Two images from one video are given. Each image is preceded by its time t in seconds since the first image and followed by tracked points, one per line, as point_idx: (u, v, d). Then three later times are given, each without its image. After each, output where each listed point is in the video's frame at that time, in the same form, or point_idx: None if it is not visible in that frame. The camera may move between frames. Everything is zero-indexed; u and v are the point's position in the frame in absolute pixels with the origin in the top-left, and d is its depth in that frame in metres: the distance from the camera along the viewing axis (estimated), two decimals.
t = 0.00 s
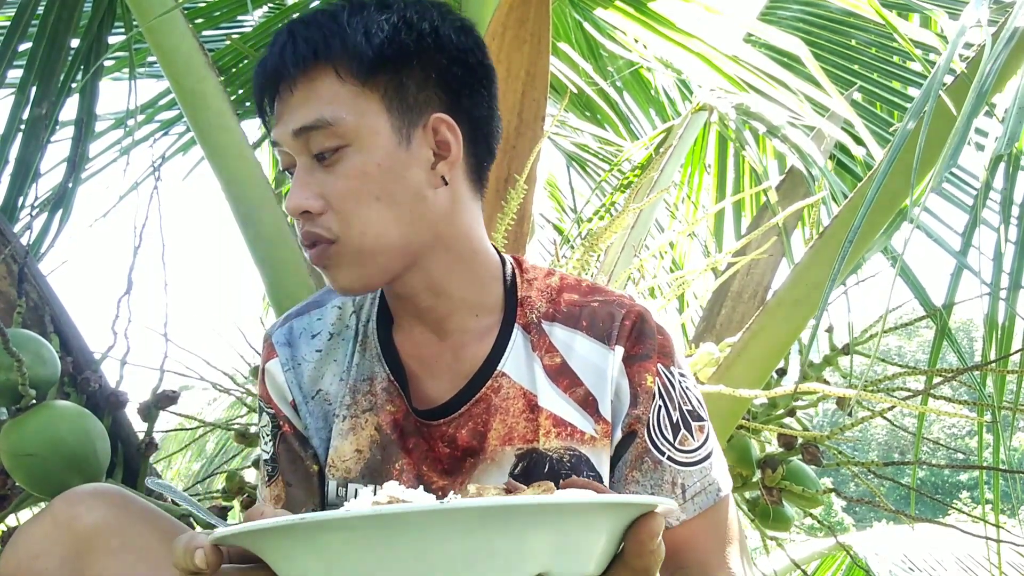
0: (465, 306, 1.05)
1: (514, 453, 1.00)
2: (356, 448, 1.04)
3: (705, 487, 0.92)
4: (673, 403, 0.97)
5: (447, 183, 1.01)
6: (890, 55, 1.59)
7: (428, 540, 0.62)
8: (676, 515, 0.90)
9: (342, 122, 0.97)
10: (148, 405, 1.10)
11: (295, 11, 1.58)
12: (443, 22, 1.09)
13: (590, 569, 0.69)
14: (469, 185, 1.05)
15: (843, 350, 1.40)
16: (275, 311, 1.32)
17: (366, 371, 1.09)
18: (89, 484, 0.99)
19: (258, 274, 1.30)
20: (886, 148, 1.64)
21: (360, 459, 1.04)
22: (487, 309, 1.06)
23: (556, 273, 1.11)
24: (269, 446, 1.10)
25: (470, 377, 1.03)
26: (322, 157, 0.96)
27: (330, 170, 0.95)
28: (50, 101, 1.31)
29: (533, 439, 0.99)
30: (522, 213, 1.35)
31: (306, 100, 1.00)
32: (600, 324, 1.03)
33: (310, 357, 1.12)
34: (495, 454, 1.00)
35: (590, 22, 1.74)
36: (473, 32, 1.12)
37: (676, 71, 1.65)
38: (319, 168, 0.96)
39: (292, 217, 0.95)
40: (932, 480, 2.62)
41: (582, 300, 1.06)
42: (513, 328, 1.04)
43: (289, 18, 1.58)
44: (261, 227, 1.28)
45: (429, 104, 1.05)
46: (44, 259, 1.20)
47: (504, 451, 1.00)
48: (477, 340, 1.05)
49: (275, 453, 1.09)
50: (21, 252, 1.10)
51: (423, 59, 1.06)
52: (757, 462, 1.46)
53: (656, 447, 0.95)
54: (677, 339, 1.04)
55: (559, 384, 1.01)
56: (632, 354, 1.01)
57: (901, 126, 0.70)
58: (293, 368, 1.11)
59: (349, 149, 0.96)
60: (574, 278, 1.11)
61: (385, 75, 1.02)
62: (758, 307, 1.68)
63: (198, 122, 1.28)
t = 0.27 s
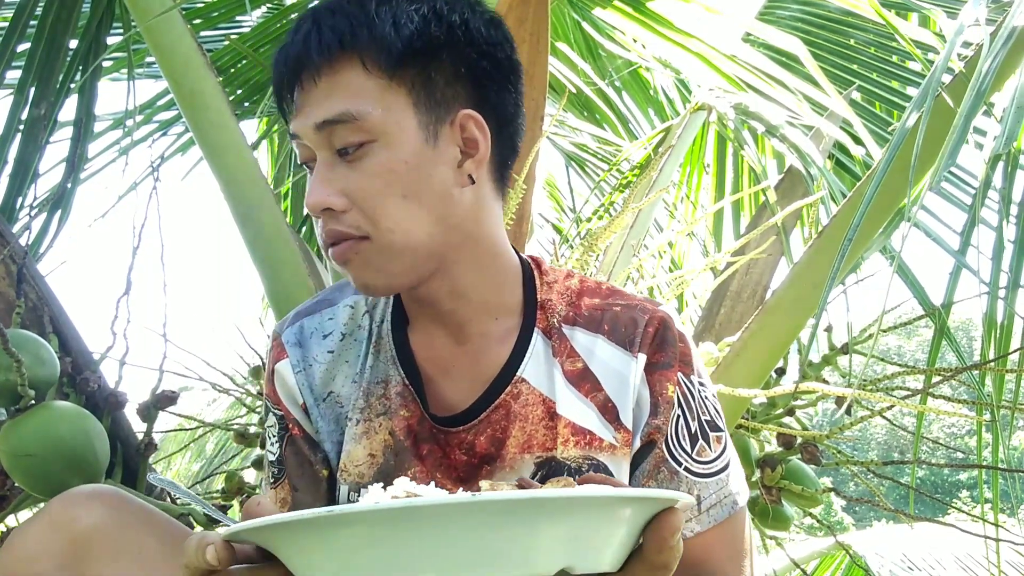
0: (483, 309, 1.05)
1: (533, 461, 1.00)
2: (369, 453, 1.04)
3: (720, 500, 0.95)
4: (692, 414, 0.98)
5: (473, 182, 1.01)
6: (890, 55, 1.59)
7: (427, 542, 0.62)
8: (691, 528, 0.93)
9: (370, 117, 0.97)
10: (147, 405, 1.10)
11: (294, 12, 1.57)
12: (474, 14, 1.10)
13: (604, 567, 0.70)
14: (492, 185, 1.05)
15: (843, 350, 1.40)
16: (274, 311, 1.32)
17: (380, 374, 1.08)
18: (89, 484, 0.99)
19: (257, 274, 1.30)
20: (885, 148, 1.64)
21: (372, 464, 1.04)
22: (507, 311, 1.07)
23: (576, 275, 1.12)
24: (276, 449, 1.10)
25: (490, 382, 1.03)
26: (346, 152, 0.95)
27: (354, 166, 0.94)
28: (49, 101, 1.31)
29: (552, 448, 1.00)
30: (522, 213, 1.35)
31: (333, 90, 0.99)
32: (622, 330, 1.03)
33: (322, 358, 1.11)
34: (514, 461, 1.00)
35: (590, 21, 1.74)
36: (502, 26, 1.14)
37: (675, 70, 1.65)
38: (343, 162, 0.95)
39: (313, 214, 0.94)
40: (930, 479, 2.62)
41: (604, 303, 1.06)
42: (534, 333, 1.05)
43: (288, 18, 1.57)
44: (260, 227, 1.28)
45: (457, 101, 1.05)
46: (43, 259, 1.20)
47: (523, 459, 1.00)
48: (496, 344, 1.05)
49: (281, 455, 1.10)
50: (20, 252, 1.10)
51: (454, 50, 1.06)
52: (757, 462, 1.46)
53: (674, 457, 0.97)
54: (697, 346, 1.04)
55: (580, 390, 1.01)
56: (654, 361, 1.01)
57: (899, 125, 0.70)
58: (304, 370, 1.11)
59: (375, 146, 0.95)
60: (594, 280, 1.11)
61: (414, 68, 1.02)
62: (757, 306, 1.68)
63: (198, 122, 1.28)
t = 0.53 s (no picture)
0: (498, 309, 1.06)
1: (547, 462, 1.00)
2: (379, 452, 1.04)
3: (733, 504, 0.96)
4: (708, 417, 1.00)
5: (488, 180, 1.02)
6: (889, 55, 1.60)
7: (430, 542, 0.62)
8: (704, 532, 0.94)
9: (390, 111, 0.97)
10: (147, 405, 1.10)
11: (294, 12, 1.57)
12: (494, 8, 1.11)
13: (622, 566, 0.70)
14: (509, 183, 1.06)
15: (842, 349, 1.40)
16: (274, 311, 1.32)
17: (392, 372, 1.08)
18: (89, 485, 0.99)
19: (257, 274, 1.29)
20: (885, 147, 1.64)
21: (383, 463, 1.04)
22: (522, 311, 1.07)
23: (592, 275, 1.12)
24: (280, 446, 1.10)
25: (504, 383, 1.04)
26: (365, 147, 0.95)
27: (372, 161, 0.95)
28: (48, 101, 1.31)
29: (566, 449, 1.00)
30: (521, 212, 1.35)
31: (352, 83, 0.99)
32: (640, 330, 1.04)
33: (332, 355, 1.11)
34: (529, 462, 1.00)
35: (589, 21, 1.74)
36: (522, 21, 1.14)
37: (675, 70, 1.65)
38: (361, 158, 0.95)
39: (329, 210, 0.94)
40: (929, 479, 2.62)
41: (621, 304, 1.07)
42: (549, 333, 1.05)
43: (287, 19, 1.57)
44: (259, 227, 1.28)
45: (476, 95, 1.05)
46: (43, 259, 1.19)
47: (538, 460, 1.00)
48: (511, 343, 1.06)
49: (286, 453, 1.09)
50: (20, 252, 1.10)
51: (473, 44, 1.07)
52: (757, 461, 1.46)
53: (688, 460, 0.99)
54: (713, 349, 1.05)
55: (598, 390, 1.02)
56: (671, 363, 1.03)
57: (899, 125, 0.70)
58: (314, 366, 1.10)
59: (394, 141, 0.96)
60: (610, 281, 1.12)
61: (433, 61, 1.02)
62: (757, 306, 1.68)
63: (197, 122, 1.28)
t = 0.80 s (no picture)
0: (509, 304, 1.07)
1: (555, 458, 1.01)
2: (385, 443, 1.06)
3: (742, 503, 0.96)
4: (718, 415, 0.99)
5: (507, 173, 1.03)
6: (889, 55, 1.59)
7: (419, 555, 0.62)
8: (711, 529, 0.94)
9: (410, 104, 0.97)
10: (147, 405, 1.10)
11: (294, 11, 1.57)
12: (511, 4, 1.11)
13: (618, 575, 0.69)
14: (523, 181, 1.07)
15: (842, 350, 1.40)
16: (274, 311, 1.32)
17: (402, 365, 1.10)
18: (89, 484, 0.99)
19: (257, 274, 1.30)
20: (885, 147, 1.64)
21: (389, 454, 1.06)
22: (534, 301, 1.08)
23: (602, 274, 1.13)
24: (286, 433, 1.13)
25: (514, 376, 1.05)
26: (385, 142, 0.95)
27: (391, 154, 0.94)
28: (49, 101, 1.31)
29: (574, 444, 1.01)
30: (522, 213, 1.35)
31: (372, 77, 1.00)
32: (651, 328, 1.05)
33: (339, 345, 1.13)
34: (536, 456, 1.01)
35: (590, 21, 1.73)
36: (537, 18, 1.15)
37: (675, 70, 1.65)
38: (381, 151, 0.95)
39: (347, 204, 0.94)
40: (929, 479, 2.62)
41: (632, 301, 1.08)
42: (559, 329, 1.06)
43: (289, 18, 1.57)
44: (260, 226, 1.28)
45: (494, 90, 1.06)
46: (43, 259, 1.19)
47: (545, 454, 1.01)
48: (523, 339, 1.07)
49: (289, 441, 1.12)
50: (20, 252, 1.10)
51: (492, 41, 1.07)
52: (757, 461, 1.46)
53: (698, 458, 0.98)
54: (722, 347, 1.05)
55: (607, 386, 1.03)
56: (681, 361, 1.03)
57: (900, 125, 0.70)
58: (319, 356, 1.12)
59: (414, 134, 0.96)
60: (621, 279, 1.13)
61: (453, 56, 1.03)
62: (757, 306, 1.68)
63: (197, 122, 1.28)
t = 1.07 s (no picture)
0: (530, 296, 1.07)
1: (556, 445, 1.02)
2: (392, 422, 1.07)
3: (747, 496, 0.96)
4: (723, 409, 0.99)
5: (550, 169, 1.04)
6: (890, 55, 1.59)
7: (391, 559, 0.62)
8: (714, 522, 0.95)
9: (501, 101, 0.96)
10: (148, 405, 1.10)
11: (295, 12, 1.57)
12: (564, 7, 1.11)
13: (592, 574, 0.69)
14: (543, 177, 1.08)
15: (843, 350, 1.41)
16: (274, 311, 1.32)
17: (413, 346, 1.11)
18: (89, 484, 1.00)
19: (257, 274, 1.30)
20: (886, 148, 1.64)
21: (394, 433, 1.07)
22: (545, 295, 1.08)
23: (612, 268, 1.14)
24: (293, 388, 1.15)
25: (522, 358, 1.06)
26: (469, 137, 0.95)
27: (476, 149, 0.95)
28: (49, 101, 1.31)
29: (575, 432, 1.02)
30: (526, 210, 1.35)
31: (460, 71, 0.96)
32: (655, 319, 1.05)
33: (350, 318, 1.15)
34: (537, 443, 1.02)
35: (589, 22, 1.72)
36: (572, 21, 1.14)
37: (675, 71, 1.65)
38: (467, 146, 0.95)
39: (421, 193, 0.94)
40: (928, 480, 2.63)
41: (639, 294, 1.08)
42: (568, 320, 1.07)
43: (289, 19, 1.57)
44: (261, 226, 1.28)
45: (551, 93, 1.06)
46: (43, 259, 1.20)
47: (546, 441, 1.02)
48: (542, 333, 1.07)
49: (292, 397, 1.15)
50: (21, 252, 1.10)
51: (561, 50, 1.06)
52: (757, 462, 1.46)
53: (702, 450, 0.98)
54: (727, 343, 1.05)
55: (609, 375, 1.03)
56: (685, 353, 1.03)
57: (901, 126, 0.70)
58: (331, 324, 1.15)
59: (503, 130, 0.96)
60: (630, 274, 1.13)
61: (531, 62, 1.02)
62: (757, 306, 1.68)
63: (198, 122, 1.28)
